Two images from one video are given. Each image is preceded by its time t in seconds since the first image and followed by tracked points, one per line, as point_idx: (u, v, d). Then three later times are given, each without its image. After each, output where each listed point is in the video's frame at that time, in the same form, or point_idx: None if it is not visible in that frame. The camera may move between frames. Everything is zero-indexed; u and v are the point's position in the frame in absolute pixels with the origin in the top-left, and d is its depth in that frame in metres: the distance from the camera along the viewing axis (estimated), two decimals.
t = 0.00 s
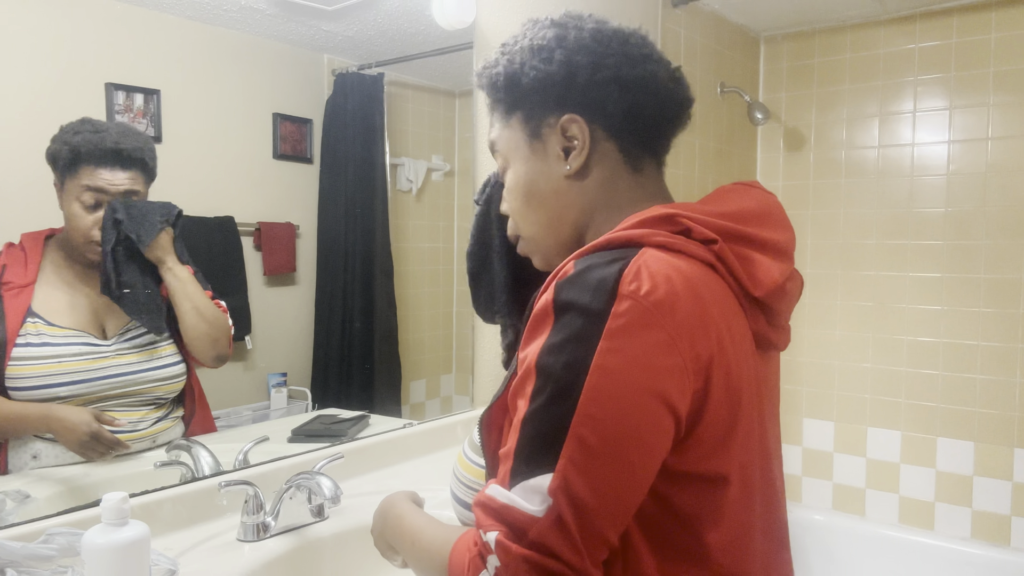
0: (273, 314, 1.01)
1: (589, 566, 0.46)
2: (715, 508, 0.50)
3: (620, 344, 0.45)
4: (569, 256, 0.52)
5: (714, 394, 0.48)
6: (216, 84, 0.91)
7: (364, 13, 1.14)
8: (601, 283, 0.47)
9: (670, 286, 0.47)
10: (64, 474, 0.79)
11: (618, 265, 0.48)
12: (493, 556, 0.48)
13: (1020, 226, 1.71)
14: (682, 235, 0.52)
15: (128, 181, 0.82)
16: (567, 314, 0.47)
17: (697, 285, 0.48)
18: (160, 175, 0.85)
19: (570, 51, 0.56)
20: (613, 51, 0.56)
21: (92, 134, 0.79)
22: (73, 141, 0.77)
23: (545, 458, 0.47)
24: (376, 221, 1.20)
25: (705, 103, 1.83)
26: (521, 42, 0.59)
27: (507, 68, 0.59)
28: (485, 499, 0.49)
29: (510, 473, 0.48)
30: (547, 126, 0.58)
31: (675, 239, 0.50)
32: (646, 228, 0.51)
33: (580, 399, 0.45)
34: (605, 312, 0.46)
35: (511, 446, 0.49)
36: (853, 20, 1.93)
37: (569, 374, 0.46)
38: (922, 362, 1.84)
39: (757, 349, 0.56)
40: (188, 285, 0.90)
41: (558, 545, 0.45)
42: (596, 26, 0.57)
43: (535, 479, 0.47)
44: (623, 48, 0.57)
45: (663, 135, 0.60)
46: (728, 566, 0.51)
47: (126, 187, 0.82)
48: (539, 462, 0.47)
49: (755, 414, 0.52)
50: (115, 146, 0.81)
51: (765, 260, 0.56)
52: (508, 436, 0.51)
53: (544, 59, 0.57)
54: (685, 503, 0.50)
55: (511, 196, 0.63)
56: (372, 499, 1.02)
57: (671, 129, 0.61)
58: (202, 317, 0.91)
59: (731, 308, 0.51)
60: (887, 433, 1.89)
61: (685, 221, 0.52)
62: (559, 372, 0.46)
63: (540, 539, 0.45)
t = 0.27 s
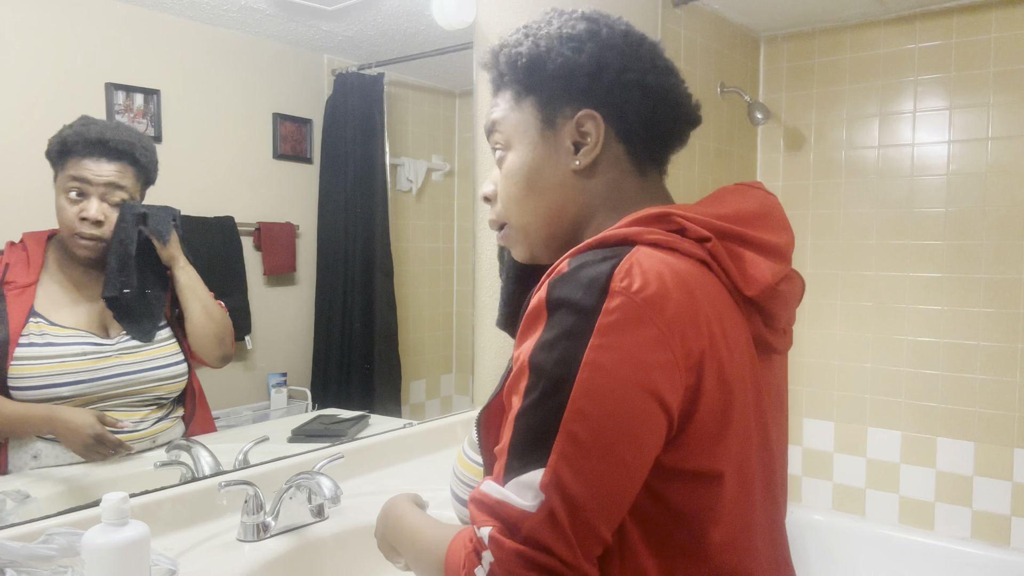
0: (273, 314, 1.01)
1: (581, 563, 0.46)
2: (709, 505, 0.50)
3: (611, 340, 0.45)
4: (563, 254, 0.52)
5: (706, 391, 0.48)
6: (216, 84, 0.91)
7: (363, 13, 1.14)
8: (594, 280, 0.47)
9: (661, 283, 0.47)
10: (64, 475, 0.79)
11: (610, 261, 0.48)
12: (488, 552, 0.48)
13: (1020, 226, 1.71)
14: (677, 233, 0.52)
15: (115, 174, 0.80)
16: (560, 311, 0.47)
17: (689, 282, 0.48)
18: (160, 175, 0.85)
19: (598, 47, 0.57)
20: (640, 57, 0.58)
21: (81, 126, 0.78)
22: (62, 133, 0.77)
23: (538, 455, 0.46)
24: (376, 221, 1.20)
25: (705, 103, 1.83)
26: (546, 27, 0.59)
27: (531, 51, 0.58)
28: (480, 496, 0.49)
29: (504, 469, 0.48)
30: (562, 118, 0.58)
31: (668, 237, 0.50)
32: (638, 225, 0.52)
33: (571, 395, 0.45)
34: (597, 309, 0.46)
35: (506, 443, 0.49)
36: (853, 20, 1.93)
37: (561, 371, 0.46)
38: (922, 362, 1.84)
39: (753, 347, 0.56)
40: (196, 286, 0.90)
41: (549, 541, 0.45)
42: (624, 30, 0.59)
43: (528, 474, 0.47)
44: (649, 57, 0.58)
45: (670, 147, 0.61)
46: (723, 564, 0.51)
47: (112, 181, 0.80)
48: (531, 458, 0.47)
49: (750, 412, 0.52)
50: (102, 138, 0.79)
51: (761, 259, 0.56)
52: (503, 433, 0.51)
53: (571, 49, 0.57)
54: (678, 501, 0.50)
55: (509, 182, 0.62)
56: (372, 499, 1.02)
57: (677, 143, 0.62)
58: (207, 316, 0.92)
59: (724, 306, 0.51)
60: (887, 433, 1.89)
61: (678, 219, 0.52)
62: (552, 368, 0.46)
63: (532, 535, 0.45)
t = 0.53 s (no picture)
0: (273, 314, 1.01)
1: (591, 566, 0.46)
2: (718, 508, 0.50)
3: (624, 344, 0.45)
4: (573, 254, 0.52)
5: (717, 395, 0.48)
6: (217, 84, 0.91)
7: (364, 13, 1.14)
8: (606, 282, 0.47)
9: (675, 287, 0.47)
10: (64, 475, 0.79)
11: (622, 264, 0.48)
12: (497, 555, 0.48)
13: (1020, 226, 1.71)
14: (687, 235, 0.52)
15: (139, 181, 0.83)
16: (571, 313, 0.47)
17: (702, 286, 0.48)
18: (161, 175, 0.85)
19: (563, 50, 0.57)
20: (605, 49, 0.56)
21: (110, 134, 0.80)
22: (90, 140, 0.79)
23: (548, 458, 0.46)
24: (376, 221, 1.20)
25: (704, 103, 1.83)
26: (526, 42, 0.60)
27: (507, 70, 0.60)
28: (488, 499, 0.49)
29: (513, 472, 0.48)
30: (544, 126, 0.59)
31: (680, 239, 0.50)
32: (651, 227, 0.51)
33: (584, 398, 0.45)
34: (610, 312, 0.46)
35: (514, 446, 0.48)
36: (853, 20, 1.93)
37: (572, 374, 0.46)
38: (921, 362, 1.84)
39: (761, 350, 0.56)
40: (182, 285, 0.89)
41: (561, 544, 0.45)
42: (593, 27, 0.57)
43: (541, 478, 0.46)
44: (617, 46, 0.56)
45: (663, 136, 0.59)
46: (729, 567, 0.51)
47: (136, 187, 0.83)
48: (543, 462, 0.46)
49: (759, 415, 0.53)
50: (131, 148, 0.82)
51: (770, 262, 0.56)
52: (511, 434, 0.51)
53: (539, 60, 0.57)
54: (688, 503, 0.50)
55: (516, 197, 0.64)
56: (372, 499, 1.02)
57: (672, 129, 0.59)
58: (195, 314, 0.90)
59: (735, 309, 0.51)
60: (887, 433, 1.89)
61: (690, 221, 0.52)
62: (563, 371, 0.46)
63: (544, 538, 0.46)
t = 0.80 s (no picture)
0: (273, 314, 1.01)
1: (602, 569, 0.46)
2: (725, 508, 0.50)
3: (632, 346, 0.45)
4: (578, 256, 0.52)
5: (724, 396, 0.48)
6: (217, 84, 0.91)
7: (364, 13, 1.14)
8: (613, 285, 0.47)
9: (682, 288, 0.47)
10: (64, 475, 0.79)
11: (629, 266, 0.48)
12: (506, 560, 0.48)
13: (1020, 226, 1.71)
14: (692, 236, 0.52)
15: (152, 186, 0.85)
16: (578, 316, 0.47)
17: (709, 288, 0.48)
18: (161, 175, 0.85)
19: (537, 68, 0.59)
20: (568, 59, 0.56)
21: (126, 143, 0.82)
22: (124, 150, 0.82)
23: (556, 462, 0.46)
24: (376, 221, 1.20)
25: (704, 103, 1.83)
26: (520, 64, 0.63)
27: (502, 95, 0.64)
28: (495, 503, 0.49)
29: (520, 476, 0.48)
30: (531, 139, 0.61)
31: (685, 241, 0.50)
32: (657, 228, 0.51)
33: (593, 402, 0.45)
34: (617, 315, 0.46)
35: (521, 450, 0.48)
36: (853, 20, 1.93)
37: (580, 378, 0.46)
38: (922, 362, 1.84)
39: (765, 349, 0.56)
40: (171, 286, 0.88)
41: (571, 548, 0.45)
42: (564, 38, 0.58)
43: (548, 482, 0.47)
44: (581, 53, 0.56)
45: (643, 131, 0.57)
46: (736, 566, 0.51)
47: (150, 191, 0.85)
48: (552, 467, 0.47)
49: (764, 414, 0.53)
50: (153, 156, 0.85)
51: (774, 260, 0.56)
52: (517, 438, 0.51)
53: (520, 83, 0.60)
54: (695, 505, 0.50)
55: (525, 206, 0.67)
56: (372, 499, 1.02)
57: (655, 122, 0.57)
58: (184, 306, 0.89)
59: (740, 309, 0.51)
60: (887, 433, 1.89)
61: (695, 222, 0.52)
62: (571, 375, 0.46)
63: (555, 543, 0.46)
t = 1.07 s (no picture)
0: (273, 315, 1.01)
1: (595, 567, 0.46)
2: (716, 504, 0.50)
3: (619, 345, 0.45)
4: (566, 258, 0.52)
5: (712, 393, 0.48)
6: (217, 84, 0.91)
7: (364, 13, 1.14)
8: (600, 284, 0.47)
9: (667, 286, 0.47)
10: (65, 477, 0.79)
11: (615, 266, 0.48)
12: (501, 559, 0.48)
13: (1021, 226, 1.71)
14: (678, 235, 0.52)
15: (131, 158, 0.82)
16: (566, 316, 0.47)
17: (695, 285, 0.48)
18: (161, 175, 0.85)
19: (599, 37, 0.54)
20: (638, 60, 0.53)
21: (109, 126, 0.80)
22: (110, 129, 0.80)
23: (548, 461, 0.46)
24: (376, 221, 1.20)
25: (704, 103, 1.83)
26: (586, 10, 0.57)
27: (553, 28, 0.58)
28: (490, 503, 0.49)
29: (513, 476, 0.48)
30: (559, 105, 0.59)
31: (671, 240, 0.50)
32: (642, 229, 0.51)
33: (582, 400, 0.45)
34: (605, 313, 0.46)
35: (514, 450, 0.48)
36: (853, 20, 1.93)
37: (570, 377, 0.46)
38: (922, 362, 1.84)
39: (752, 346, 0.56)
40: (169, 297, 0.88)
41: (564, 546, 0.45)
42: (638, 33, 0.53)
43: (541, 481, 0.47)
44: (651, 72, 0.53)
45: (666, 163, 0.57)
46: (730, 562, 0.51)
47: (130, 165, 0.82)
48: (544, 466, 0.47)
49: (753, 411, 0.53)
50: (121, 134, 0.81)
51: (759, 258, 0.56)
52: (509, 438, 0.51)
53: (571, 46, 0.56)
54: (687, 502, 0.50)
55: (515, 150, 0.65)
56: (372, 500, 1.02)
57: (679, 161, 0.57)
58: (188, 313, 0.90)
59: (727, 307, 0.51)
60: (887, 433, 1.89)
61: (681, 222, 0.52)
62: (561, 375, 0.46)
63: (548, 541, 0.45)
